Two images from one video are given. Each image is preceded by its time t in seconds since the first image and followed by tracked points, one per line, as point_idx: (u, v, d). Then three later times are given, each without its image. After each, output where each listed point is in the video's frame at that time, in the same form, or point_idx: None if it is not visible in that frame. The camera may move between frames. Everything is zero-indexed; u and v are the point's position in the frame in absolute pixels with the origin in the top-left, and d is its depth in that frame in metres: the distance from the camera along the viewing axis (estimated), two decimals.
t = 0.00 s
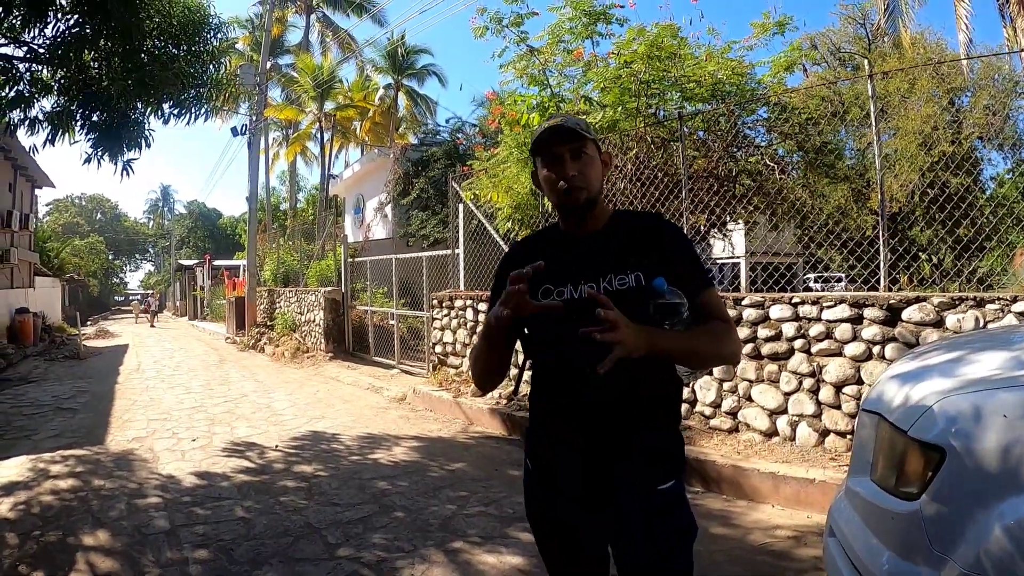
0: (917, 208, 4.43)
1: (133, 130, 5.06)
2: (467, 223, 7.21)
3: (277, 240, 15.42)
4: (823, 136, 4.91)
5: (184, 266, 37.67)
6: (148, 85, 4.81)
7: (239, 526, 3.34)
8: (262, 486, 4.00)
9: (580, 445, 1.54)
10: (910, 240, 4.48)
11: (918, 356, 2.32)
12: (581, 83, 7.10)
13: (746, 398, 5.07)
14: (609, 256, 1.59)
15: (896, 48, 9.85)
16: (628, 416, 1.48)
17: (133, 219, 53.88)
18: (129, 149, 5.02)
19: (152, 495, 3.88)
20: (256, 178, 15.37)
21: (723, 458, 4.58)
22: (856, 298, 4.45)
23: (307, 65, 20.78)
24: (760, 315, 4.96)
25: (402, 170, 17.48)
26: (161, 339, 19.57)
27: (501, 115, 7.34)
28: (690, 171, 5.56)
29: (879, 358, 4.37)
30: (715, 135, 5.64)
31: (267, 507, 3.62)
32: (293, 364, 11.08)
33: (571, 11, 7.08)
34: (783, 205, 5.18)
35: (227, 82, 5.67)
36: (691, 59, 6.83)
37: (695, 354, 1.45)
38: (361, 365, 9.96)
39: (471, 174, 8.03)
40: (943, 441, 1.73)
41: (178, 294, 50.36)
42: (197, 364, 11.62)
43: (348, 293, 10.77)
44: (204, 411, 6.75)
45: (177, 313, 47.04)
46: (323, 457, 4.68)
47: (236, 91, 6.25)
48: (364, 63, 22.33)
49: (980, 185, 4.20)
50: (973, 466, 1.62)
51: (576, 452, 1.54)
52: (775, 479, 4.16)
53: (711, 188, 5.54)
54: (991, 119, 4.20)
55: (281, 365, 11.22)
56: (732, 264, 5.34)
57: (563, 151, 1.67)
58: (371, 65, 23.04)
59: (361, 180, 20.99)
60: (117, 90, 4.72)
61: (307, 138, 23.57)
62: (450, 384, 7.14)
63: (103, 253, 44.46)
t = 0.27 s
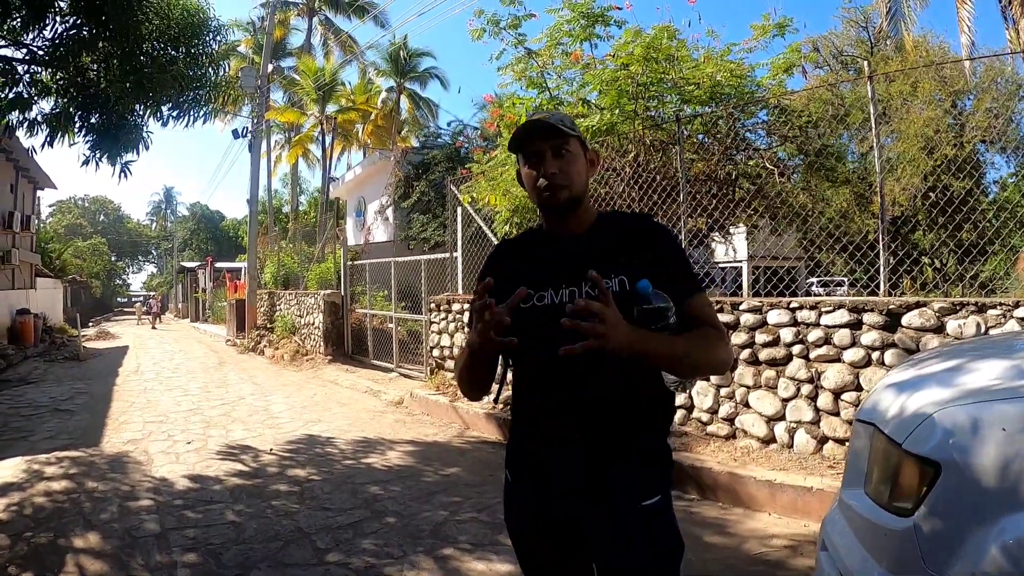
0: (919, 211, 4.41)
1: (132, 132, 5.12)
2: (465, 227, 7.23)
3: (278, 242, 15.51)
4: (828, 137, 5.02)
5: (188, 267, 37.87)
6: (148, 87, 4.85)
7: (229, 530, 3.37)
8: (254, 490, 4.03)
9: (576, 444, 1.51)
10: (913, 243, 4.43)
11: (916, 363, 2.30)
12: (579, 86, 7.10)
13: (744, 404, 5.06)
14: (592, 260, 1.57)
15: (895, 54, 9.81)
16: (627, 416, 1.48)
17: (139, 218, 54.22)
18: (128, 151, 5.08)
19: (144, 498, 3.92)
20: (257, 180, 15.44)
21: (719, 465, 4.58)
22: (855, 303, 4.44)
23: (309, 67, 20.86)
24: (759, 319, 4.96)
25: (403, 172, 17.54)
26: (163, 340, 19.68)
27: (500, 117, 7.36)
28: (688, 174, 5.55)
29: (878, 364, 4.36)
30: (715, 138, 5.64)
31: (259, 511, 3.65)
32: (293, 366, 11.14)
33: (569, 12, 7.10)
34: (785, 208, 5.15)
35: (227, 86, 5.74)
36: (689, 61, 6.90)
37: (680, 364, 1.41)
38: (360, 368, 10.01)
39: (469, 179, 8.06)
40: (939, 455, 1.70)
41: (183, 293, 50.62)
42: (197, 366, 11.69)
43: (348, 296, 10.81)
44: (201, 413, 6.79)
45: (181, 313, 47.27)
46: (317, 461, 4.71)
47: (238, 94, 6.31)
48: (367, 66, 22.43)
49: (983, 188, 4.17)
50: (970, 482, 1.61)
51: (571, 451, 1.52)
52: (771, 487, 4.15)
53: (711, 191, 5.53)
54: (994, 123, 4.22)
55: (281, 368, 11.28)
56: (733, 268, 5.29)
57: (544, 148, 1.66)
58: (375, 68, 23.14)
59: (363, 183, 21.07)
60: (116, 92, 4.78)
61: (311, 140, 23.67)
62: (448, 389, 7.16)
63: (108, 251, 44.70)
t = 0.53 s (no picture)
0: (919, 215, 4.43)
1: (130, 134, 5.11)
2: (463, 231, 7.24)
3: (277, 245, 15.55)
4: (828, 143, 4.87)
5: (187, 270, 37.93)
6: (145, 88, 4.87)
7: (221, 533, 3.37)
8: (248, 493, 4.04)
9: (575, 445, 1.46)
10: (914, 249, 4.46)
11: (914, 369, 2.29)
12: (578, 89, 7.12)
13: (741, 410, 5.06)
14: (577, 262, 1.56)
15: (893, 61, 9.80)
16: (629, 416, 1.45)
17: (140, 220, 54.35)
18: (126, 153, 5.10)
19: (137, 500, 3.92)
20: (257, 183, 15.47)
21: (716, 471, 4.58)
22: (853, 308, 4.44)
23: (310, 71, 20.92)
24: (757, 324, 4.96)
25: (403, 176, 17.58)
26: (162, 343, 19.70)
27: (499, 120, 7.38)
28: (686, 178, 5.57)
29: (877, 369, 4.36)
30: (713, 142, 5.54)
31: (251, 514, 3.65)
32: (290, 370, 11.15)
33: (568, 16, 7.12)
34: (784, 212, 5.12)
35: (227, 89, 5.77)
36: (687, 65, 6.94)
37: (667, 373, 1.38)
38: (357, 371, 10.02)
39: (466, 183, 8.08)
40: (936, 464, 1.69)
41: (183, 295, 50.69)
42: (194, 369, 11.71)
43: (346, 299, 10.82)
44: (196, 416, 6.80)
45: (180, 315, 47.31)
46: (311, 465, 4.72)
47: (238, 98, 6.34)
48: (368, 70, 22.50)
49: (984, 195, 4.16)
50: (969, 493, 1.59)
51: (570, 451, 1.47)
52: (769, 494, 4.15)
53: (710, 196, 5.53)
54: (995, 129, 4.18)
55: (278, 371, 11.29)
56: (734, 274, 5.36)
57: (527, 147, 1.65)
58: (376, 72, 23.21)
59: (363, 187, 21.11)
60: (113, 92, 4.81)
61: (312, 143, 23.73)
62: (444, 393, 7.16)
63: (109, 252, 44.79)
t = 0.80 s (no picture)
0: (914, 215, 4.46)
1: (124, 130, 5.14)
2: (457, 229, 7.25)
3: (271, 243, 15.53)
4: (822, 143, 4.96)
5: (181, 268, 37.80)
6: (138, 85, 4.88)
7: (214, 531, 3.38)
8: (241, 491, 4.05)
9: (563, 449, 1.47)
10: (909, 248, 4.48)
11: (908, 367, 2.31)
12: (572, 87, 7.12)
13: (735, 408, 5.09)
14: (566, 259, 1.56)
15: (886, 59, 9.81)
16: (617, 419, 1.46)
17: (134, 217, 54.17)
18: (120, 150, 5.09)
19: (129, 498, 3.92)
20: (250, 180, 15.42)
21: (710, 469, 4.60)
22: (847, 306, 4.46)
23: (304, 67, 20.87)
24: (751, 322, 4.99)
25: (397, 174, 17.56)
26: (155, 340, 19.65)
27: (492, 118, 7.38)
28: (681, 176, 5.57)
29: (871, 367, 4.39)
30: (707, 141, 5.51)
31: (244, 512, 3.66)
32: (284, 368, 11.15)
33: (562, 14, 7.12)
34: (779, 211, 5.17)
35: (220, 86, 5.76)
36: (681, 62, 6.96)
37: (656, 373, 1.39)
38: (351, 369, 10.02)
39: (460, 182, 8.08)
40: (931, 460, 1.70)
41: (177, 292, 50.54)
42: (188, 367, 11.69)
43: (340, 297, 10.82)
44: (189, 414, 6.80)
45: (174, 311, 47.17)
46: (305, 463, 4.73)
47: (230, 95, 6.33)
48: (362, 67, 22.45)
49: (978, 194, 4.22)
50: (966, 491, 1.60)
51: (558, 457, 1.48)
52: (762, 492, 4.18)
53: (703, 195, 5.49)
54: (990, 128, 4.21)
55: (272, 369, 11.29)
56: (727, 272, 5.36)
57: (509, 144, 1.63)
58: (370, 69, 23.16)
59: (357, 185, 21.08)
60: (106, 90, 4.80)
61: (306, 140, 23.67)
62: (438, 391, 7.18)
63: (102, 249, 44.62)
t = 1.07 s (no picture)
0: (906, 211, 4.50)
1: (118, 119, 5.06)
2: (451, 220, 7.23)
3: (262, 232, 15.43)
4: (816, 137, 4.94)
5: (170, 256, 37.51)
6: (132, 73, 4.82)
7: (206, 521, 3.38)
8: (233, 481, 4.04)
9: (558, 447, 1.48)
10: (901, 244, 4.51)
11: (900, 361, 2.34)
12: (566, 79, 7.09)
13: (726, 400, 5.13)
14: (562, 251, 1.55)
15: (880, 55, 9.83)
16: (613, 417, 1.46)
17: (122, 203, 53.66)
18: (113, 138, 5.03)
19: (121, 488, 3.92)
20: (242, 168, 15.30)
21: (700, 460, 4.64)
22: (839, 300, 4.51)
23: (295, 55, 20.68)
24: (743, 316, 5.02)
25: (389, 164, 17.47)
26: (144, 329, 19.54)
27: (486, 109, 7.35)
28: (674, 170, 5.63)
29: (861, 361, 4.43)
30: (703, 134, 5.65)
31: (236, 502, 3.66)
32: (275, 357, 11.12)
33: (558, 4, 7.08)
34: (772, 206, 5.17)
35: (214, 74, 5.70)
36: (676, 55, 6.94)
37: (649, 366, 1.42)
38: (343, 359, 10.01)
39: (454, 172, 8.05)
40: (922, 454, 1.72)
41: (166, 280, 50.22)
42: (178, 356, 11.64)
43: (332, 287, 10.78)
44: (181, 403, 6.78)
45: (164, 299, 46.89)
46: (297, 452, 4.73)
47: (225, 83, 6.26)
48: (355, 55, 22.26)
49: (970, 192, 4.21)
50: (956, 484, 1.62)
51: (553, 454, 1.48)
52: (753, 484, 4.22)
53: (699, 186, 5.58)
54: (983, 126, 4.23)
55: (263, 358, 11.25)
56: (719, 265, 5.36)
57: (499, 138, 1.62)
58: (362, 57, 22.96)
59: (349, 173, 20.97)
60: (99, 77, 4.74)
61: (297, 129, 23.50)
62: (430, 381, 7.19)
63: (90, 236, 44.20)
